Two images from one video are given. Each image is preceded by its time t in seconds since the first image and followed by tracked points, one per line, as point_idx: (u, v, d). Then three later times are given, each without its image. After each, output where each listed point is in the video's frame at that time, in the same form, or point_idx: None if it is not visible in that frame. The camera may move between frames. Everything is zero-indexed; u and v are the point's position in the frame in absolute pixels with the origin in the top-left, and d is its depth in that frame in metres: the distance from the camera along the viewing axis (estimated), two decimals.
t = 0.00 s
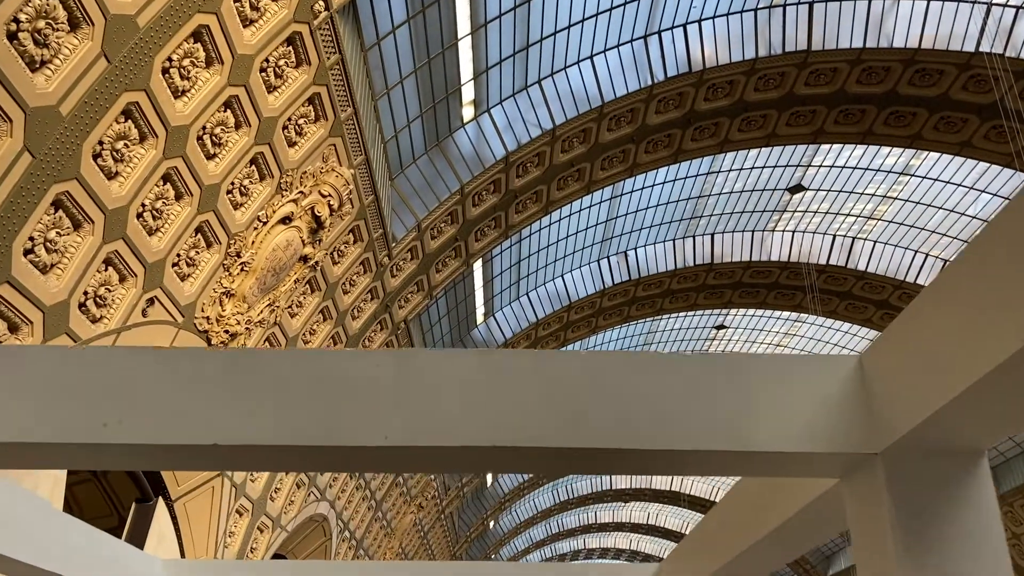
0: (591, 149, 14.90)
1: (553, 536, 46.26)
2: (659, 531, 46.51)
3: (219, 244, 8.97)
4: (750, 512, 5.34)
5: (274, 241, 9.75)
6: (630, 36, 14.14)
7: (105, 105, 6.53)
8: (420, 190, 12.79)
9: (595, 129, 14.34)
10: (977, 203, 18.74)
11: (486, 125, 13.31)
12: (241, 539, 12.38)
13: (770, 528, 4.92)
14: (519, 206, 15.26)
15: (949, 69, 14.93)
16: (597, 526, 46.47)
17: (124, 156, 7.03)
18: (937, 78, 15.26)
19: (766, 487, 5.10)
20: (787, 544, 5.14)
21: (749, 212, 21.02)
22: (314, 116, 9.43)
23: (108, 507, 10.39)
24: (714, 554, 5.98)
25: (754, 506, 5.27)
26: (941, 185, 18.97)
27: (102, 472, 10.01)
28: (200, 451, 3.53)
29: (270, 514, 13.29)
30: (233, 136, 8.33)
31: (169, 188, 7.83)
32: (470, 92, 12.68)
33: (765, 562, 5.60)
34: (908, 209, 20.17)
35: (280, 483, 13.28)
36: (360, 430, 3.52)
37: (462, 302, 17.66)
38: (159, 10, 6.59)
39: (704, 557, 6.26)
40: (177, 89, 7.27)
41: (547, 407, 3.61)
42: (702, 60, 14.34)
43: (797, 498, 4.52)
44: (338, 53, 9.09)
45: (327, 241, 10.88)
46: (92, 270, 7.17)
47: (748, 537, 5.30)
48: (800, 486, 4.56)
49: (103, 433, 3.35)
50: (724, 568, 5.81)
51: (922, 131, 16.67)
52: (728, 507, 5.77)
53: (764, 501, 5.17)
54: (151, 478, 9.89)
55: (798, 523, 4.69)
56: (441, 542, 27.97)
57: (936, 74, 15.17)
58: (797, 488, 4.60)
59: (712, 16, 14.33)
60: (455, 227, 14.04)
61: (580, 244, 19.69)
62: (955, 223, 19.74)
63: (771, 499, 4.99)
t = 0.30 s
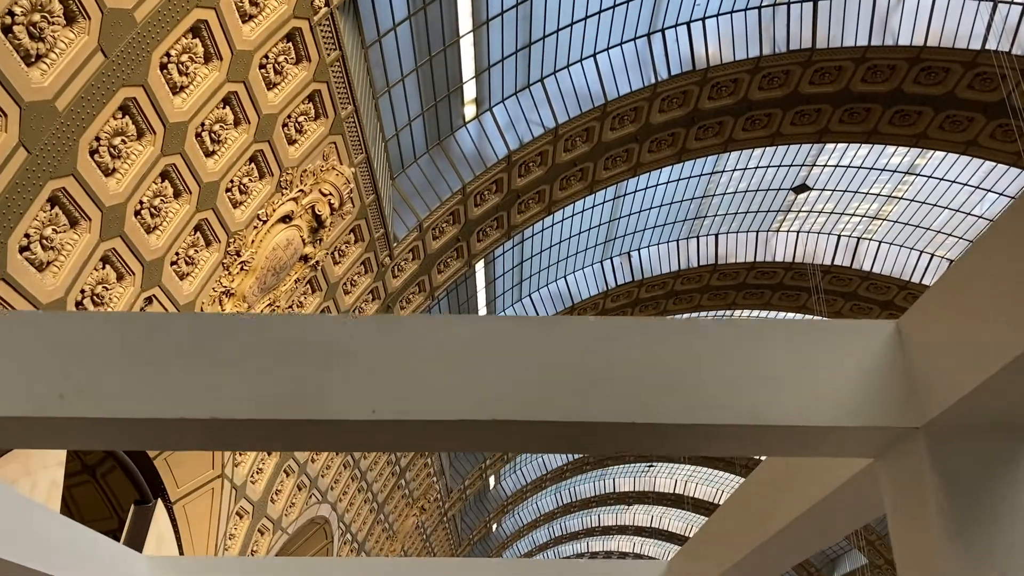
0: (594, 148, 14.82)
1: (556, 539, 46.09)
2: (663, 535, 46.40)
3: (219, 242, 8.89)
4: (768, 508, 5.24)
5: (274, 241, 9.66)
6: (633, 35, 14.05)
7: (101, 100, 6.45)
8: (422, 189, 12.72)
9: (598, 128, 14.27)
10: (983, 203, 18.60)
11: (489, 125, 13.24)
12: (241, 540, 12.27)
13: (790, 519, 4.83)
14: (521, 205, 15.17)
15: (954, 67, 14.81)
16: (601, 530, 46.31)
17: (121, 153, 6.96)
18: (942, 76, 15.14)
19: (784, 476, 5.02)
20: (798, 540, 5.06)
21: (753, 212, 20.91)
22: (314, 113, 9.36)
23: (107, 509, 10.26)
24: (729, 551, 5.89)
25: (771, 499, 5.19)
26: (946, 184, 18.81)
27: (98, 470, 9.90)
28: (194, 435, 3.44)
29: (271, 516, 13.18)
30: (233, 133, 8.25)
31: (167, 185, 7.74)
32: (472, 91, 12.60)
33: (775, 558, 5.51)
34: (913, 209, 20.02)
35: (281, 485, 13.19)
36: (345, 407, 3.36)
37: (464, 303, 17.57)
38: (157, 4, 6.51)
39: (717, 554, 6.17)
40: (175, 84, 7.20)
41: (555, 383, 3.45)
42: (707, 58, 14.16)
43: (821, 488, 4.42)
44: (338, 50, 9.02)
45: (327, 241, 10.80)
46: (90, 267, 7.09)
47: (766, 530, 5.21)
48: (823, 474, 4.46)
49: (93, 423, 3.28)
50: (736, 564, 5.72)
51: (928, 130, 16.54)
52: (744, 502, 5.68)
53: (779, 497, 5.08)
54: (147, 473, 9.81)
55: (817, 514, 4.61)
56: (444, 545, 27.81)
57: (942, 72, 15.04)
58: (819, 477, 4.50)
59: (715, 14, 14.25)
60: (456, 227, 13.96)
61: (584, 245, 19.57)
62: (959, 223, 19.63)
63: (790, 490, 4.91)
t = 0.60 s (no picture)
0: (598, 149, 14.76)
1: (559, 543, 45.96)
2: (667, 538, 46.21)
3: (220, 241, 8.79)
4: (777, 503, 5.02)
5: (276, 239, 9.61)
6: (637, 35, 13.97)
7: (101, 96, 6.39)
8: (424, 190, 12.68)
9: (601, 128, 14.21)
10: (988, 204, 18.46)
11: (492, 125, 13.19)
12: (244, 540, 12.17)
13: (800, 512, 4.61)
14: (525, 206, 15.11)
15: (959, 66, 14.70)
16: (604, 533, 46.14)
17: (122, 149, 6.89)
18: (948, 76, 15.02)
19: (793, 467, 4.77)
20: (811, 535, 4.89)
21: (756, 214, 20.87)
22: (317, 111, 9.30)
23: (107, 510, 10.18)
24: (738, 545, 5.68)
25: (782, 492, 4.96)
26: (951, 185, 18.65)
27: (97, 471, 9.77)
28: (177, 398, 3.09)
29: (273, 517, 13.11)
30: (234, 130, 8.18)
31: (168, 183, 7.68)
32: (475, 90, 12.51)
33: (787, 555, 5.33)
34: (919, 210, 19.89)
35: (283, 487, 13.08)
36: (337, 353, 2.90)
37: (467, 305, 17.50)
38: None
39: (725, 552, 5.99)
40: (176, 81, 7.14)
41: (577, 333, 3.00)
42: (710, 58, 14.17)
43: (831, 481, 4.18)
44: (341, 47, 8.97)
45: (329, 241, 10.74)
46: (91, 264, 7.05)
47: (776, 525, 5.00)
48: (831, 466, 4.23)
49: (73, 397, 3.04)
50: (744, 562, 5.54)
51: (933, 130, 16.43)
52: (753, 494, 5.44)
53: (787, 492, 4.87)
54: (147, 472, 9.74)
55: (827, 507, 4.39)
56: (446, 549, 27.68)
57: (948, 72, 14.92)
58: (826, 472, 4.27)
59: (720, 13, 14.12)
60: (460, 228, 13.91)
61: (587, 246, 19.46)
62: (964, 223, 19.43)
63: (798, 481, 4.68)
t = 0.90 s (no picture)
0: (602, 150, 14.73)
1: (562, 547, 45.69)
2: (671, 543, 46.01)
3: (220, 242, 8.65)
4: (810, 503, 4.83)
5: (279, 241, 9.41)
6: (641, 35, 13.78)
7: (99, 93, 6.30)
8: (427, 191, 12.55)
9: (605, 129, 14.24)
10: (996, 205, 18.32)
11: (496, 126, 13.13)
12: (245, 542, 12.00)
13: (836, 511, 4.43)
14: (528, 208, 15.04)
15: (966, 67, 14.62)
16: (608, 538, 45.92)
17: (121, 148, 6.80)
18: (954, 76, 14.95)
19: (830, 464, 4.59)
20: (839, 539, 4.73)
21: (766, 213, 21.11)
22: (318, 111, 9.21)
23: (108, 515, 10.09)
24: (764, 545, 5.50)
25: (814, 490, 4.78)
26: (958, 187, 18.54)
27: (98, 475, 9.71)
28: (175, 388, 2.97)
29: (274, 522, 12.97)
30: (234, 130, 8.11)
31: (167, 182, 7.58)
32: (478, 91, 12.41)
33: (813, 561, 5.17)
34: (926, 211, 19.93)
35: (284, 491, 12.94)
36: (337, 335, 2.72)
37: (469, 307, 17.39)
38: None
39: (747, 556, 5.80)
40: (176, 78, 7.06)
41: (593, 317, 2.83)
42: (715, 59, 14.12)
43: (874, 479, 4.00)
44: (343, 46, 8.89)
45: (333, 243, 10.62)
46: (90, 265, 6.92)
47: (806, 526, 4.82)
48: (875, 461, 4.06)
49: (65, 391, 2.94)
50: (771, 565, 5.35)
51: (940, 131, 16.35)
52: (783, 490, 5.28)
53: (821, 490, 4.69)
54: (146, 473, 9.70)
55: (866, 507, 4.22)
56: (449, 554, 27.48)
57: (955, 72, 14.86)
58: (868, 469, 4.10)
59: (724, 13, 13.91)
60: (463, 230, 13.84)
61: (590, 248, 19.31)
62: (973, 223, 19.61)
63: (834, 477, 4.51)
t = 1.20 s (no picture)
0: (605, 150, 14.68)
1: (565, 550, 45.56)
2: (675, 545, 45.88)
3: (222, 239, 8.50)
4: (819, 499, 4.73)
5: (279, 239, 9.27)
6: (644, 34, 13.72)
7: (97, 87, 6.25)
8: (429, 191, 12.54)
9: (609, 128, 14.22)
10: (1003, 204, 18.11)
11: (498, 125, 13.07)
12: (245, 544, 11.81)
13: (844, 508, 4.33)
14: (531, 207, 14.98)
15: (972, 66, 14.46)
16: (612, 540, 45.83)
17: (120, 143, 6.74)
18: (960, 75, 14.82)
19: (840, 459, 4.48)
20: (851, 536, 4.62)
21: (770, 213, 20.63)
22: (320, 108, 9.14)
23: (107, 516, 9.98)
24: (774, 543, 5.41)
25: (824, 486, 4.68)
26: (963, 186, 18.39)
27: (96, 476, 9.60)
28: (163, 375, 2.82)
29: (275, 524, 12.83)
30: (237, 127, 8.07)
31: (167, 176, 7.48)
32: (481, 90, 12.37)
33: (821, 558, 5.08)
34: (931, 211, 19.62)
35: (285, 492, 12.82)
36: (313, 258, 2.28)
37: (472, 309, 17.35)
38: None
39: (757, 555, 5.70)
40: (175, 74, 7.00)
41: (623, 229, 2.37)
42: (719, 57, 14.05)
43: (884, 476, 3.89)
44: (344, 43, 8.82)
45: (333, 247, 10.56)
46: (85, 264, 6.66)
47: (815, 523, 4.72)
48: (884, 457, 3.95)
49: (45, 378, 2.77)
50: (779, 563, 5.25)
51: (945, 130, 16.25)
52: (793, 486, 5.17)
53: (829, 487, 4.59)
54: (147, 476, 9.57)
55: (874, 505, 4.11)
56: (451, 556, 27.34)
57: (960, 72, 14.72)
58: (878, 466, 3.98)
59: (728, 13, 13.83)
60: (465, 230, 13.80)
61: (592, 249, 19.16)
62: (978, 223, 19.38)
63: (845, 473, 4.40)
